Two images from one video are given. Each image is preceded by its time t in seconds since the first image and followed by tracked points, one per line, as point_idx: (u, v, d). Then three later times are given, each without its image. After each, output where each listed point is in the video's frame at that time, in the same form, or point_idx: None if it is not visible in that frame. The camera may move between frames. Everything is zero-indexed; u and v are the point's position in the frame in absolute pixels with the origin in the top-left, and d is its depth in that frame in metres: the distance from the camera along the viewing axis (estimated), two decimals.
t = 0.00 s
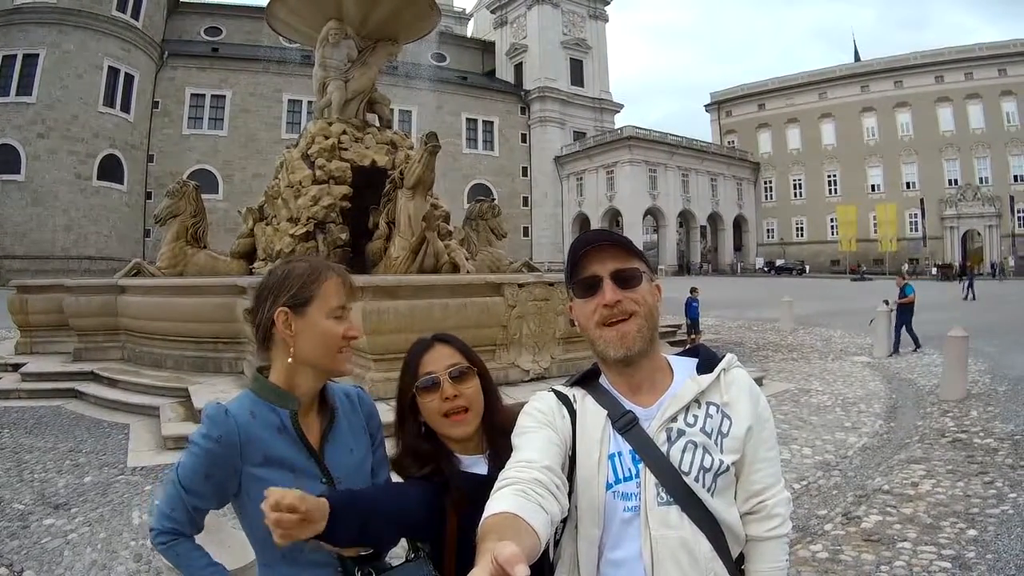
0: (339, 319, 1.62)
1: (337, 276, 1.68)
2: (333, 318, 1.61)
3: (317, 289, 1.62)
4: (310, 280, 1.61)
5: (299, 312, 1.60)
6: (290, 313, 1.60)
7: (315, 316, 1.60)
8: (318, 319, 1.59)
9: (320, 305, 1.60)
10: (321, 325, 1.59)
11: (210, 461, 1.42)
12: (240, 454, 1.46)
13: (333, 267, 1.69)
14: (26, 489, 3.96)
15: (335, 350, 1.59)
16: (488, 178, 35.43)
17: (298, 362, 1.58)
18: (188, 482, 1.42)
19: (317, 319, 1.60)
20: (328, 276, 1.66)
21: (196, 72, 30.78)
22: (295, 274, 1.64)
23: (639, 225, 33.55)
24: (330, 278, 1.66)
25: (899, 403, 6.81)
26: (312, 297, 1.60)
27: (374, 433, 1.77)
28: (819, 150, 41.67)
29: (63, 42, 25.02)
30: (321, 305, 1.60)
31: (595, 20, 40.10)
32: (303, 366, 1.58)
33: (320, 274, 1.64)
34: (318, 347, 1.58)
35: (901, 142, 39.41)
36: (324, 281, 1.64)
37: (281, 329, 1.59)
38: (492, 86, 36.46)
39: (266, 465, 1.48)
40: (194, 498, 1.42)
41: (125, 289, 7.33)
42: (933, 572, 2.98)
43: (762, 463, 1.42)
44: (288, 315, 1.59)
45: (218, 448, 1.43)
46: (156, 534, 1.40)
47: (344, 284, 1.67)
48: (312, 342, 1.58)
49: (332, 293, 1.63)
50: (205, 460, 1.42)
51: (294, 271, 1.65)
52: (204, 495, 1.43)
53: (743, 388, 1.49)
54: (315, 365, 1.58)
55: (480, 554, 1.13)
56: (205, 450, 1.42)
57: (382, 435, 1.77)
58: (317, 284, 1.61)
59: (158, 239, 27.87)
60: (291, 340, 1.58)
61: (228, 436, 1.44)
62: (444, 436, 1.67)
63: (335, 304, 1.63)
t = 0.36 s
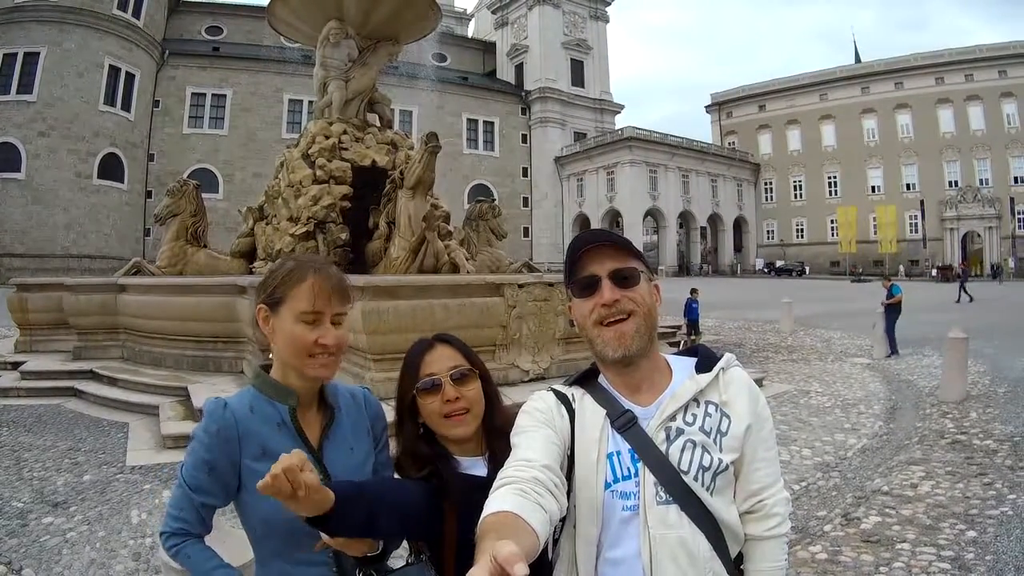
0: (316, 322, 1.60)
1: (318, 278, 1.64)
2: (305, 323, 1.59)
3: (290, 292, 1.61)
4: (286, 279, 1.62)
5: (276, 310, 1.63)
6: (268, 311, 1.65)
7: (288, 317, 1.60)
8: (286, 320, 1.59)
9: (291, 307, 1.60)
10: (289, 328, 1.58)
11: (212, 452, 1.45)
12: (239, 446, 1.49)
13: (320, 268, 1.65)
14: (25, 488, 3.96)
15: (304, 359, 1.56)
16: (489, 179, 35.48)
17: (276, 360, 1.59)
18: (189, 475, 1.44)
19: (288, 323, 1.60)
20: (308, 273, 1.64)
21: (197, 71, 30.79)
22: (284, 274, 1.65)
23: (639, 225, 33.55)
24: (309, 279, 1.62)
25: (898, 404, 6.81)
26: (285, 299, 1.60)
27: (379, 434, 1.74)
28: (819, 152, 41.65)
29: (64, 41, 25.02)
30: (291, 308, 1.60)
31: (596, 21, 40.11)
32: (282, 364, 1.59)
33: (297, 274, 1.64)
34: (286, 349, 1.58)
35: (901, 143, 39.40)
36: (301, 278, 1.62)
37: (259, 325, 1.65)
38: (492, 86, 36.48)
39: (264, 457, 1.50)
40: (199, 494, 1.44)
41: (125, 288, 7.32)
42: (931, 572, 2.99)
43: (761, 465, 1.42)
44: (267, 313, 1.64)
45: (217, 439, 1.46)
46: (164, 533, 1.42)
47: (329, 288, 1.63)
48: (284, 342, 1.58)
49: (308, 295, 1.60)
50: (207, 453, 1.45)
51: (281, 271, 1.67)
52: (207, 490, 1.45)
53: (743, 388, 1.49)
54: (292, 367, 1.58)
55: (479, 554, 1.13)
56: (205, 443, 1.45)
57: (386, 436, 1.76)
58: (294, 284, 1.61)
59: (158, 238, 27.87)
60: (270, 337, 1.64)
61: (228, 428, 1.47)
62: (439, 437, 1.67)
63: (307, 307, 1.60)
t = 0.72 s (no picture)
0: (306, 363, 1.51)
1: (317, 326, 1.49)
2: (293, 361, 1.52)
3: (287, 331, 1.51)
4: (286, 314, 1.51)
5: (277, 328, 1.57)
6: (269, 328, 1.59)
7: (284, 352, 1.52)
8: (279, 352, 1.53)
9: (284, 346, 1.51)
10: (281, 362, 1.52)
11: (216, 441, 1.48)
12: (242, 437, 1.51)
13: (315, 315, 1.49)
14: (25, 487, 3.96)
15: (291, 386, 1.52)
16: (489, 179, 35.48)
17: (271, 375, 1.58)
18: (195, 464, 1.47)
19: (281, 353, 1.53)
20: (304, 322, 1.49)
21: (198, 71, 30.82)
22: (284, 303, 1.54)
23: (639, 226, 33.53)
24: (306, 325, 1.49)
25: (898, 405, 6.81)
26: (281, 327, 1.52)
27: (386, 433, 1.72)
28: (820, 152, 41.65)
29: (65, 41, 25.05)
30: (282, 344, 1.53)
31: (597, 22, 40.09)
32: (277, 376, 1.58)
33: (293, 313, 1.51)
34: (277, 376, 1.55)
35: (902, 144, 39.39)
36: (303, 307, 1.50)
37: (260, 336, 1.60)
38: (493, 86, 36.49)
39: (266, 448, 1.52)
40: (202, 483, 1.46)
41: (126, 288, 7.33)
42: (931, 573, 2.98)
43: (761, 465, 1.42)
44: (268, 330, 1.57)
45: (221, 429, 1.48)
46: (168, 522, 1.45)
47: (327, 338, 1.50)
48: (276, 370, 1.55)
49: (296, 342, 1.50)
50: (211, 443, 1.47)
51: (290, 290, 1.57)
52: (211, 478, 1.47)
53: (743, 392, 1.48)
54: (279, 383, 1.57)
55: (479, 553, 1.13)
56: (210, 432, 1.48)
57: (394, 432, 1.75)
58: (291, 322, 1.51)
59: (158, 238, 27.89)
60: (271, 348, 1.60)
61: (232, 418, 1.50)
62: (441, 437, 1.71)
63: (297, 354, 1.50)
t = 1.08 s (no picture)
0: (317, 367, 1.51)
1: (329, 329, 1.48)
2: (306, 368, 1.51)
3: (296, 338, 1.50)
4: (296, 321, 1.49)
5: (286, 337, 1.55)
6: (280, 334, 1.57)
7: (293, 356, 1.52)
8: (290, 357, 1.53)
9: (294, 354, 1.51)
10: (293, 370, 1.52)
11: (223, 437, 1.50)
12: (247, 432, 1.53)
13: (327, 316, 1.48)
14: (25, 485, 3.96)
15: (301, 389, 1.52)
16: (489, 179, 35.48)
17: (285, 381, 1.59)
18: (201, 461, 1.50)
19: (291, 360, 1.53)
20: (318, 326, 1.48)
21: (199, 70, 30.82)
22: (291, 311, 1.53)
23: (639, 227, 33.54)
24: (316, 332, 1.48)
25: (898, 407, 6.80)
26: (290, 337, 1.51)
27: (396, 435, 1.70)
28: (820, 155, 41.70)
29: (67, 38, 25.03)
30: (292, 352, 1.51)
31: (598, 23, 40.13)
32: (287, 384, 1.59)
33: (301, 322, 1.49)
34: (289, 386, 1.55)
35: (903, 147, 39.41)
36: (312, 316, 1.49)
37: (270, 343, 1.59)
38: (494, 87, 36.52)
39: (271, 445, 1.53)
40: (208, 481, 1.49)
41: (125, 286, 7.32)
42: None
43: (765, 463, 1.42)
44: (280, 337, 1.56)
45: (227, 425, 1.51)
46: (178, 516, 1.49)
47: (339, 342, 1.49)
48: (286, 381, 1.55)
49: (308, 346, 1.49)
50: (217, 439, 1.50)
51: (297, 294, 1.56)
52: (217, 477, 1.50)
53: (747, 388, 1.48)
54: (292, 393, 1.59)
55: (484, 552, 1.13)
56: (217, 429, 1.51)
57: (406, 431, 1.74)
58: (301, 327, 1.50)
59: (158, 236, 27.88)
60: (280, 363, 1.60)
61: (237, 415, 1.52)
62: (457, 439, 1.69)
63: (307, 361, 1.50)
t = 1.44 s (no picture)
0: (320, 311, 1.57)
1: (327, 269, 1.59)
2: (309, 311, 1.57)
3: (296, 283, 1.60)
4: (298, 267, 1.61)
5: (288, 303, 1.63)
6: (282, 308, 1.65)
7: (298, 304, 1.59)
8: (292, 312, 1.58)
9: (295, 299, 1.58)
10: (294, 318, 1.57)
11: (227, 437, 1.49)
12: (253, 431, 1.52)
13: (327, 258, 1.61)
14: (23, 486, 3.94)
15: (306, 349, 1.55)
16: (487, 180, 35.47)
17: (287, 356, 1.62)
18: (205, 459, 1.48)
19: (296, 311, 1.58)
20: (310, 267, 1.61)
21: (197, 72, 30.82)
22: (296, 264, 1.64)
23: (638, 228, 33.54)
24: (312, 271, 1.58)
25: (896, 406, 6.81)
26: (291, 290, 1.59)
27: (397, 436, 1.68)
28: (818, 155, 41.74)
29: (64, 40, 24.99)
30: (299, 299, 1.58)
31: (596, 23, 40.16)
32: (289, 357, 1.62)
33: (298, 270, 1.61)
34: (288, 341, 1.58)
35: (901, 146, 39.41)
36: (305, 270, 1.61)
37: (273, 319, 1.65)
38: (492, 88, 36.54)
39: (274, 446, 1.52)
40: (210, 479, 1.47)
41: (124, 287, 7.31)
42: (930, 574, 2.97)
43: (759, 462, 1.42)
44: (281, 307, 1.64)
45: (230, 423, 1.49)
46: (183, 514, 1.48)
47: (337, 280, 1.59)
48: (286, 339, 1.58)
49: (309, 287, 1.58)
50: (220, 438, 1.48)
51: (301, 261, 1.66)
52: (219, 476, 1.49)
53: (742, 386, 1.48)
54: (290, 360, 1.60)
55: (480, 551, 1.13)
56: (220, 426, 1.49)
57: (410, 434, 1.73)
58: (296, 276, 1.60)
59: (156, 238, 27.85)
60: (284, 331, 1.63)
61: (242, 412, 1.51)
62: (461, 433, 1.71)
63: (306, 298, 1.57)
